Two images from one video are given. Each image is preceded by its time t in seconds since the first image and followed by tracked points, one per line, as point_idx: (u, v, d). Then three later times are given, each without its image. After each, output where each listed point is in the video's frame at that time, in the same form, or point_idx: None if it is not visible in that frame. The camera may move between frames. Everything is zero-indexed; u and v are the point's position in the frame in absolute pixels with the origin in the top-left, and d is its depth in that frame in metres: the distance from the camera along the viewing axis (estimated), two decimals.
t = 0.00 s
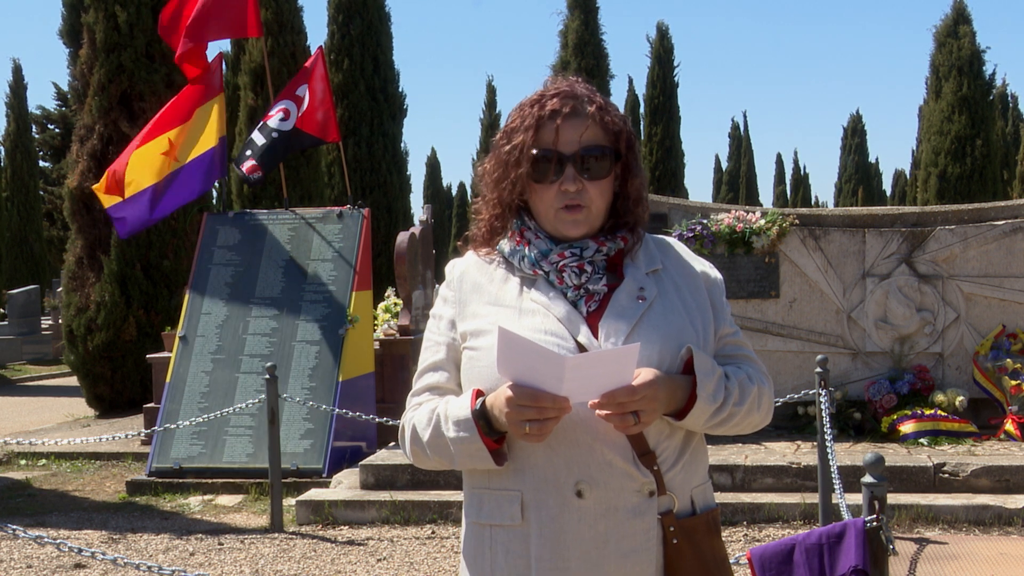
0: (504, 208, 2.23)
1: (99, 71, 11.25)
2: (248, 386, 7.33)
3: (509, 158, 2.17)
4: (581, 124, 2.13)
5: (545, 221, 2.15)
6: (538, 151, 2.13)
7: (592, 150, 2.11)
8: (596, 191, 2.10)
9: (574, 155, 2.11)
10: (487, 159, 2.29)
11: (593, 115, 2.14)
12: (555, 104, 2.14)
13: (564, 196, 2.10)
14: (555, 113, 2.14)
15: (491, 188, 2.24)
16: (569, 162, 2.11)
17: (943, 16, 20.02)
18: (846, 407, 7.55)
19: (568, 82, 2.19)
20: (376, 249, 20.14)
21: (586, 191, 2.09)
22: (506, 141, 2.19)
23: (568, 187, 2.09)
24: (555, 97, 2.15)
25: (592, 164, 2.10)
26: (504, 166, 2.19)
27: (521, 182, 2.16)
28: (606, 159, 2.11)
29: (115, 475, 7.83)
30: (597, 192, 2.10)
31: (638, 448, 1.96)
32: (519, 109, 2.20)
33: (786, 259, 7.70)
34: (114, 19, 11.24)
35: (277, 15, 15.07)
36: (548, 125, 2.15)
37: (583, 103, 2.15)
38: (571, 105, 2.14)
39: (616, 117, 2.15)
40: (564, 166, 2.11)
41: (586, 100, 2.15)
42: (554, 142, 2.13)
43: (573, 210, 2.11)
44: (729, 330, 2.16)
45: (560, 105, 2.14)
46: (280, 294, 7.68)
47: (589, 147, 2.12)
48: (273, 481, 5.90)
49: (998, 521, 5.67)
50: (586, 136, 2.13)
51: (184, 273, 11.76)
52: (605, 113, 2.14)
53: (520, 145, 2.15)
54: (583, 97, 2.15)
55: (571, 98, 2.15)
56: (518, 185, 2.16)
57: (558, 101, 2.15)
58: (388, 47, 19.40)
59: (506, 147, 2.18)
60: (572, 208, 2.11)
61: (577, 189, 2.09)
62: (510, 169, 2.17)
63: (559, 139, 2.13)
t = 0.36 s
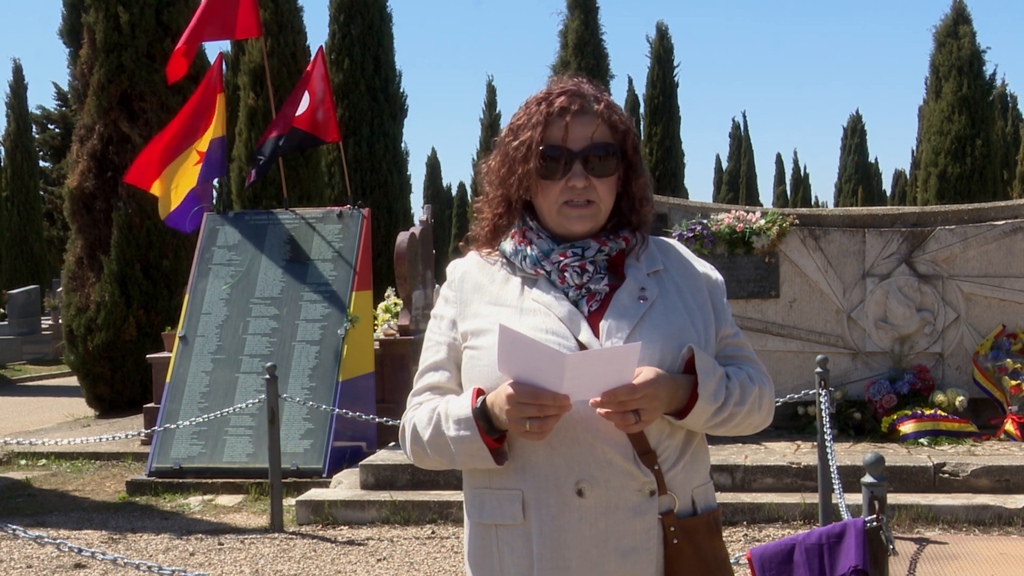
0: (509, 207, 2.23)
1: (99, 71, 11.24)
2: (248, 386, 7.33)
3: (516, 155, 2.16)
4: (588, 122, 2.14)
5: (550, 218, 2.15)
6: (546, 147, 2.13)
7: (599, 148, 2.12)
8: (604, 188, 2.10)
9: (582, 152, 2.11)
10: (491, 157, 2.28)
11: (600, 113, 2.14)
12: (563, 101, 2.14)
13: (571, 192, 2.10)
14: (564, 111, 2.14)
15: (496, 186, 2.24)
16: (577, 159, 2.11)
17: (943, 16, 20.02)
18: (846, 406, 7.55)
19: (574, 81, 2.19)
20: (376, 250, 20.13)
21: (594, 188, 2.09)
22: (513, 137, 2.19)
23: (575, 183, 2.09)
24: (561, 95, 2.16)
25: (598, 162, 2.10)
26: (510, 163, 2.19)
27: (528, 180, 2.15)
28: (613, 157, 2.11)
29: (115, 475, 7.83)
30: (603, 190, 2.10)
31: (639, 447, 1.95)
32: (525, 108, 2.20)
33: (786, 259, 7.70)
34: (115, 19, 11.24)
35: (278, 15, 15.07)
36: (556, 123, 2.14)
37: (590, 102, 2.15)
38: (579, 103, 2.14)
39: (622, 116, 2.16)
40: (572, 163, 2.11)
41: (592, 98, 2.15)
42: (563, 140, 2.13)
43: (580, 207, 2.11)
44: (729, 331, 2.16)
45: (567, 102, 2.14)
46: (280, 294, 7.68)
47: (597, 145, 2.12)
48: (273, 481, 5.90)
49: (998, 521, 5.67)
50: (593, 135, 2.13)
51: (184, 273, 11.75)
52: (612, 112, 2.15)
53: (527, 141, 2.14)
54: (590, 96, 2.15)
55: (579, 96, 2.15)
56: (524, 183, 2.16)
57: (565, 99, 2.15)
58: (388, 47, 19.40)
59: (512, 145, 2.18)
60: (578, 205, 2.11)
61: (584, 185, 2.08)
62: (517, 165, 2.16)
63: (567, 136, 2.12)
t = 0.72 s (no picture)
0: (509, 207, 2.23)
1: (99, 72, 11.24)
2: (248, 386, 7.32)
3: (515, 155, 2.16)
4: (587, 122, 2.14)
5: (550, 218, 2.15)
6: (543, 147, 2.13)
7: (599, 148, 2.12)
8: (602, 188, 2.10)
9: (580, 153, 2.11)
10: (491, 157, 2.28)
11: (600, 112, 2.14)
12: (562, 101, 2.15)
13: (570, 194, 2.10)
14: (563, 111, 2.14)
15: (497, 186, 2.24)
16: (576, 159, 2.11)
17: (943, 16, 20.03)
18: (846, 406, 7.55)
19: (573, 81, 2.19)
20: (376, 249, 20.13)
21: (592, 189, 2.09)
22: (512, 136, 2.19)
23: (574, 184, 2.09)
24: (560, 95, 2.16)
25: (597, 162, 2.10)
26: (509, 162, 2.19)
27: (528, 180, 2.15)
28: (612, 157, 2.11)
29: (115, 475, 7.83)
30: (602, 191, 2.11)
31: (640, 448, 1.95)
32: (525, 108, 2.20)
33: (786, 259, 7.70)
34: (115, 19, 11.23)
35: (278, 16, 15.08)
36: (555, 123, 2.14)
37: (589, 102, 2.15)
38: (578, 104, 2.14)
39: (621, 115, 2.16)
40: (570, 163, 2.11)
41: (591, 99, 2.15)
42: (562, 140, 2.13)
43: (579, 208, 2.11)
44: (730, 333, 2.16)
45: (566, 102, 2.14)
46: (280, 294, 7.68)
47: (595, 146, 2.12)
48: (273, 481, 5.90)
49: (998, 521, 5.67)
50: (593, 135, 2.13)
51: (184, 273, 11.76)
52: (611, 112, 2.15)
53: (525, 141, 2.15)
54: (589, 96, 2.15)
55: (578, 95, 2.15)
56: (523, 183, 2.16)
57: (564, 99, 2.15)
58: (388, 47, 19.40)
59: (512, 145, 2.18)
60: (577, 206, 2.11)
61: (583, 186, 2.09)
62: (516, 165, 2.16)
63: (566, 136, 2.12)
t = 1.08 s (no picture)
0: (509, 204, 2.23)
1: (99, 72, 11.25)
2: (248, 386, 7.32)
3: (514, 148, 2.18)
4: (586, 114, 2.14)
5: (549, 209, 2.14)
6: (542, 139, 2.14)
7: (598, 138, 2.12)
8: (600, 178, 2.09)
9: (579, 144, 2.11)
10: (492, 154, 2.29)
11: (598, 106, 2.15)
12: (561, 95, 2.17)
13: (568, 183, 2.10)
14: (562, 104, 2.16)
15: (497, 182, 2.25)
16: (574, 150, 2.11)
17: (943, 16, 20.02)
18: (846, 406, 7.55)
19: (572, 79, 2.21)
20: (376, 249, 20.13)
21: (589, 179, 2.09)
22: (513, 130, 2.20)
23: (572, 173, 2.09)
24: (560, 91, 2.18)
25: (595, 152, 2.10)
26: (509, 156, 2.20)
27: (527, 172, 2.16)
28: (612, 149, 2.11)
29: (115, 475, 7.83)
30: (601, 181, 2.10)
31: (638, 448, 1.96)
32: (525, 105, 2.21)
33: (786, 259, 7.70)
34: (115, 19, 11.23)
35: (278, 16, 15.08)
36: (554, 115, 2.16)
37: (588, 96, 2.17)
38: (577, 97, 2.16)
39: (620, 109, 2.17)
40: (568, 153, 2.11)
41: (591, 93, 2.17)
42: (559, 131, 2.13)
43: (577, 198, 2.10)
44: (730, 331, 2.16)
45: (566, 95, 2.16)
46: (280, 294, 7.69)
47: (594, 136, 2.12)
48: (273, 481, 5.90)
49: (998, 521, 5.67)
50: (591, 126, 2.13)
51: (184, 273, 11.76)
52: (610, 106, 2.16)
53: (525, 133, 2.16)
54: (589, 90, 2.17)
55: (577, 91, 2.17)
56: (522, 175, 2.16)
57: (564, 93, 2.17)
58: (388, 47, 19.41)
59: (512, 139, 2.19)
60: (576, 195, 2.10)
61: (582, 175, 2.08)
62: (515, 158, 2.17)
63: (564, 127, 2.13)
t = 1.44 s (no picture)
0: (508, 202, 2.23)
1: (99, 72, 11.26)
2: (248, 386, 7.32)
3: (511, 142, 2.20)
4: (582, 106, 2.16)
5: (548, 199, 2.13)
6: (539, 131, 2.15)
7: (593, 128, 2.12)
8: (599, 166, 2.09)
9: (576, 131, 2.11)
10: (489, 153, 2.30)
11: (595, 98, 2.18)
12: (556, 90, 2.20)
13: (565, 170, 2.09)
14: (557, 99, 2.19)
15: (495, 181, 2.25)
16: (571, 137, 2.11)
17: (943, 16, 20.02)
18: (846, 406, 7.55)
19: (569, 79, 2.25)
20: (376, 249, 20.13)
21: (588, 167, 2.08)
22: (510, 125, 2.22)
23: (570, 161, 2.09)
24: (556, 87, 2.21)
25: (592, 140, 2.10)
26: (507, 152, 2.21)
27: (523, 165, 2.16)
28: (609, 139, 2.12)
29: (115, 475, 7.83)
30: (601, 168, 2.09)
31: (640, 451, 1.96)
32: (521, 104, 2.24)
33: (786, 259, 7.70)
34: (115, 19, 11.24)
35: (278, 15, 15.09)
36: (550, 108, 2.18)
37: (582, 91, 2.20)
38: (573, 90, 2.19)
39: (616, 104, 2.19)
40: (565, 141, 2.11)
41: (587, 88, 2.20)
42: (555, 122, 2.14)
43: (575, 184, 2.09)
44: (730, 332, 2.16)
45: (562, 89, 2.19)
46: (280, 294, 7.69)
47: (590, 126, 2.12)
48: (273, 481, 5.90)
49: (998, 521, 5.67)
50: (588, 116, 2.14)
51: (184, 273, 11.77)
52: (605, 98, 2.18)
53: (522, 125, 2.17)
54: (584, 85, 2.20)
55: (572, 87, 2.21)
56: (519, 168, 2.17)
57: (560, 89, 2.20)
58: (387, 47, 19.41)
59: (508, 134, 2.21)
60: (573, 182, 2.09)
61: (579, 162, 2.08)
62: (513, 150, 2.18)
63: (560, 117, 2.14)
